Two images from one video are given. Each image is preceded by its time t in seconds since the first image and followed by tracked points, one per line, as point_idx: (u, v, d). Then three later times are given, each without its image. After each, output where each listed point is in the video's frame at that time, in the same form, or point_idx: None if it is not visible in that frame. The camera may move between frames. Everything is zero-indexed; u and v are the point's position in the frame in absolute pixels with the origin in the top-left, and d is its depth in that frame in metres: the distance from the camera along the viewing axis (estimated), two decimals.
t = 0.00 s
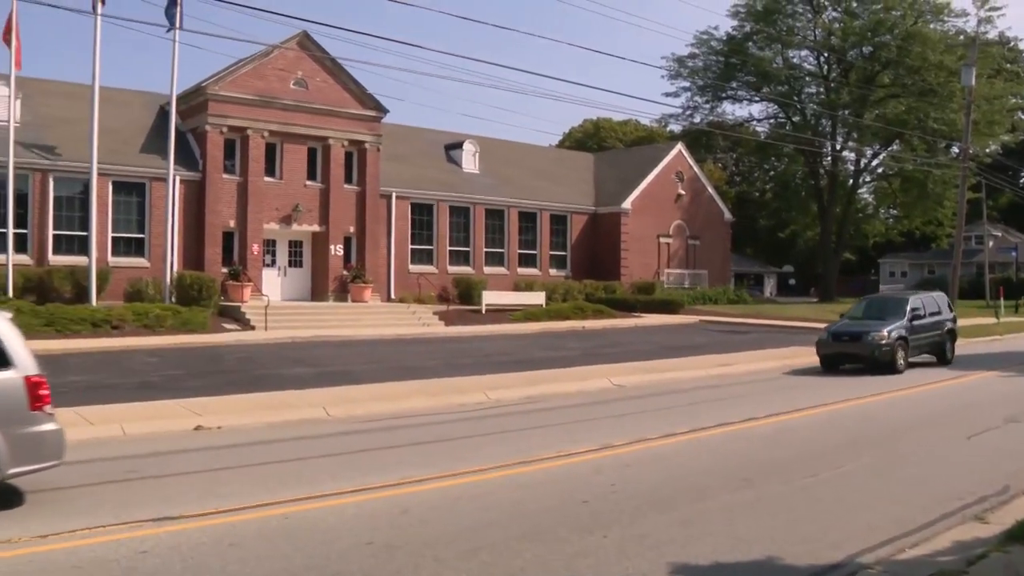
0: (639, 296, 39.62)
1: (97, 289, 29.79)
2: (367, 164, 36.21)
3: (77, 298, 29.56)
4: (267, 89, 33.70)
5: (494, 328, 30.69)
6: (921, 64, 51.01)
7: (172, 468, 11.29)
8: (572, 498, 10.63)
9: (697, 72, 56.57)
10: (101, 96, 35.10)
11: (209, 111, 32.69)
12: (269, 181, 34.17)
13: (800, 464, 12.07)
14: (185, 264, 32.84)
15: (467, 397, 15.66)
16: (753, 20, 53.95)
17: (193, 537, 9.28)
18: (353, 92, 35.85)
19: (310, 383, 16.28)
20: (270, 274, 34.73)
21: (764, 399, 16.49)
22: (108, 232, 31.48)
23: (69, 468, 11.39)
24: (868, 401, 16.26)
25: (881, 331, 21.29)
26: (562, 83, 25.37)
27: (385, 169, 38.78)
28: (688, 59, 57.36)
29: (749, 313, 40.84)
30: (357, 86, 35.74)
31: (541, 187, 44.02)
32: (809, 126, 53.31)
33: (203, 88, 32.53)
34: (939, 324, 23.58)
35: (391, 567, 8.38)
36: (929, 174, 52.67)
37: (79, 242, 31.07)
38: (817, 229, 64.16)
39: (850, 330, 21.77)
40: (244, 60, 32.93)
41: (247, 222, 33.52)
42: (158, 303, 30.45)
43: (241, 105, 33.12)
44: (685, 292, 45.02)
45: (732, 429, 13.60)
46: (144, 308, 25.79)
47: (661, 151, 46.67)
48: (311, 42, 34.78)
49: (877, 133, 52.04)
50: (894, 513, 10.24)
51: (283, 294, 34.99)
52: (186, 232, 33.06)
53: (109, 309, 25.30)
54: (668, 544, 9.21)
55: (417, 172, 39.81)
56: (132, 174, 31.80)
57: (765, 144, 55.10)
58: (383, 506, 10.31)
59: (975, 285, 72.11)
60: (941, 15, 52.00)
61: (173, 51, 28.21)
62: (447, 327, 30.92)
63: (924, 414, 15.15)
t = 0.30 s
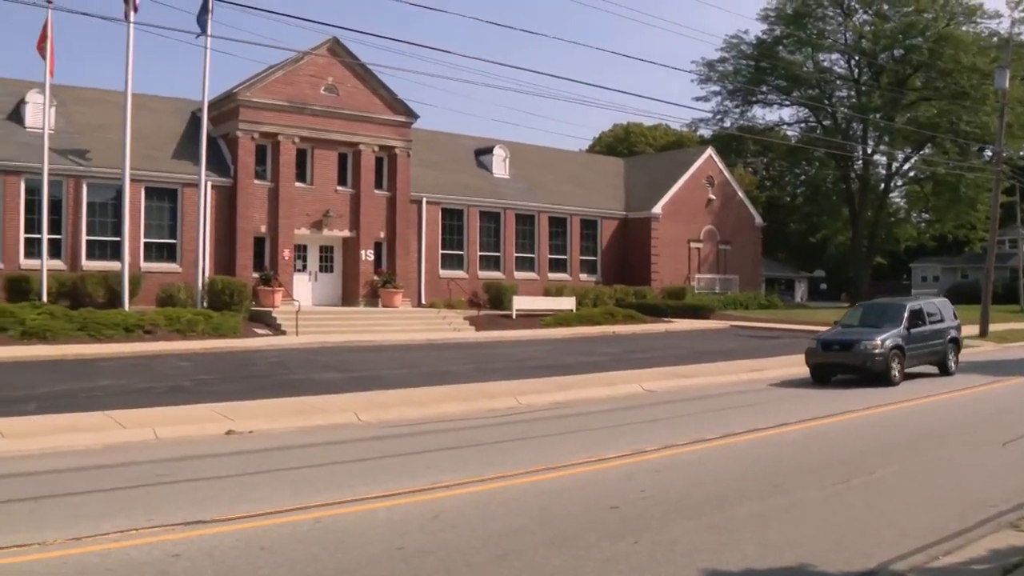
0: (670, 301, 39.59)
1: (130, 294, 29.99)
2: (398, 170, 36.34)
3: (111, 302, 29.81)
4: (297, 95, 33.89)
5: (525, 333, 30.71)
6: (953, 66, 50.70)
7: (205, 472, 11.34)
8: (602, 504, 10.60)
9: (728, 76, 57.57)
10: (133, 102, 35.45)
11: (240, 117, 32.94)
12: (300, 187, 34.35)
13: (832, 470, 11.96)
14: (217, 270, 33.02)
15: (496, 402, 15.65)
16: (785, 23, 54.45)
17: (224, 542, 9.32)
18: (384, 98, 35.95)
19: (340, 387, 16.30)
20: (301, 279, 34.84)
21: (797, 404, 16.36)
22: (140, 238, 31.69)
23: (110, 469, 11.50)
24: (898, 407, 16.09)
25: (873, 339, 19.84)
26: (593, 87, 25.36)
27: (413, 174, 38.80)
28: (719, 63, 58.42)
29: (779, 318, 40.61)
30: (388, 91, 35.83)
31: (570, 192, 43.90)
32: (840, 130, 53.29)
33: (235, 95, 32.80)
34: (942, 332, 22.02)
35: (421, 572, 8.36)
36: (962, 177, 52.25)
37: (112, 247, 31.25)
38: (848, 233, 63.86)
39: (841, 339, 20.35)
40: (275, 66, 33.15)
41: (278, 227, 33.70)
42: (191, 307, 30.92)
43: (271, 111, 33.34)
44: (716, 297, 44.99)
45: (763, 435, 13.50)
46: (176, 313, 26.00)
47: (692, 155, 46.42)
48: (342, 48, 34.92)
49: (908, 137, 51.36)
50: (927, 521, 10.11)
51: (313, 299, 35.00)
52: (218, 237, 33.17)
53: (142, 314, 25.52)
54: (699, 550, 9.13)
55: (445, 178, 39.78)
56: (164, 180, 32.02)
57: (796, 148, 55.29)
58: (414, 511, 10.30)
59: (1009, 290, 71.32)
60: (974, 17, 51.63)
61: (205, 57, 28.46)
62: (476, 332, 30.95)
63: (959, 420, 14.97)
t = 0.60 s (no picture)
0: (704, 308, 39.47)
1: (163, 300, 30.39)
2: (430, 176, 36.38)
3: (145, 309, 30.21)
4: (330, 103, 34.06)
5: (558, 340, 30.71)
6: (988, 70, 50.28)
7: (239, 477, 11.39)
8: (635, 511, 10.55)
9: (760, 81, 57.37)
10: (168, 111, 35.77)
11: (273, 124, 33.13)
12: (333, 194, 34.54)
13: (866, 477, 11.85)
14: (251, 277, 33.26)
15: (529, 409, 15.63)
16: (816, 29, 54.02)
17: (258, 548, 9.35)
18: (417, 105, 36.04)
19: (373, 394, 16.32)
20: (334, 286, 35.17)
21: (830, 412, 16.24)
22: (174, 245, 31.94)
23: (145, 474, 11.59)
24: (934, 414, 15.92)
25: (864, 349, 18.50)
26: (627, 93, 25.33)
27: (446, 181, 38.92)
28: (750, 68, 57.90)
29: (812, 324, 40.37)
30: (420, 98, 35.92)
31: (602, 198, 43.91)
32: (874, 135, 52.82)
33: (268, 102, 33.00)
34: (943, 342, 20.57)
35: None
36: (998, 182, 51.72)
37: (146, 254, 31.56)
38: (881, 239, 63.50)
39: (830, 349, 19.00)
40: (307, 73, 33.35)
41: (310, 234, 33.93)
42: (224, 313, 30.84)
43: (304, 118, 33.47)
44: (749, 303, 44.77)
45: (796, 442, 13.41)
46: (210, 319, 26.17)
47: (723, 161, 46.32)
48: (373, 56, 35.10)
49: (944, 142, 50.98)
50: (964, 529, 9.99)
51: (347, 305, 35.41)
52: (252, 244, 33.44)
53: (176, 320, 25.73)
54: (733, 557, 9.08)
55: (476, 184, 39.87)
56: (197, 188, 32.26)
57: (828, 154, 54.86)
58: (448, 517, 10.29)
59: None
60: (1009, 19, 51.23)
61: (239, 64, 28.70)
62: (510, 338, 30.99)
63: (996, 428, 14.78)
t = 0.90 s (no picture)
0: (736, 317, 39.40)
1: (197, 309, 30.63)
2: (461, 186, 36.49)
3: (179, 317, 30.44)
4: (362, 113, 34.25)
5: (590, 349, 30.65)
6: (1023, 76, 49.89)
7: (270, 485, 11.43)
8: (668, 521, 10.49)
9: (792, 88, 56.87)
10: (201, 121, 36.05)
11: (305, 134, 33.36)
12: (365, 203, 34.65)
13: (901, 488, 11.73)
14: (284, 285, 33.38)
15: (561, 418, 15.61)
16: (848, 35, 53.65)
17: (290, 556, 9.37)
18: (448, 114, 36.19)
19: (404, 403, 16.32)
20: (367, 295, 35.30)
21: (864, 422, 16.09)
22: (207, 254, 32.14)
23: (178, 482, 11.65)
24: (970, 424, 15.73)
25: (851, 362, 17.09)
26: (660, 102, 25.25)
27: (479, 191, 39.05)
28: (782, 75, 57.43)
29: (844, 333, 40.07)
30: (451, 107, 36.08)
31: (636, 207, 43.83)
32: (907, 142, 52.88)
33: (301, 112, 33.19)
34: (941, 355, 19.10)
35: None
36: None
37: (180, 263, 31.75)
38: (915, 246, 62.99)
39: (815, 361, 17.60)
40: (339, 83, 33.55)
41: (343, 243, 34.00)
42: (257, 322, 31.16)
43: (336, 127, 33.71)
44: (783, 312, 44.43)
45: (829, 452, 13.29)
46: (244, 327, 26.30)
47: (756, 168, 46.06)
48: (405, 65, 35.25)
49: (977, 148, 50.68)
50: (1002, 541, 9.84)
51: (379, 314, 35.42)
52: (284, 253, 33.58)
53: (209, 328, 25.95)
54: (767, 568, 9.00)
55: (507, 193, 39.90)
56: (229, 197, 32.47)
57: (862, 161, 54.86)
58: (480, 526, 10.28)
59: None
60: None
61: (271, 75, 28.93)
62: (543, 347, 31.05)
63: None
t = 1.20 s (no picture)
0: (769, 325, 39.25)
1: (231, 318, 30.59)
2: (494, 195, 36.64)
3: (212, 327, 30.58)
4: (394, 122, 34.42)
5: (621, 359, 30.54)
6: None
7: (304, 494, 11.48)
8: (701, 531, 10.44)
9: (824, 96, 56.15)
10: (234, 131, 36.37)
11: (338, 143, 33.50)
12: (398, 212, 34.77)
13: (936, 498, 11.61)
14: (317, 294, 33.52)
15: (595, 427, 15.58)
16: (881, 41, 53.56)
17: (323, 564, 9.39)
18: (479, 123, 36.35)
19: (437, 412, 16.33)
20: (399, 304, 35.27)
21: (899, 432, 15.96)
22: (241, 264, 32.32)
23: (212, 489, 11.73)
24: (1007, 434, 15.56)
25: (834, 376, 16.06)
26: (694, 111, 25.20)
27: (513, 200, 39.14)
28: (815, 82, 56.89)
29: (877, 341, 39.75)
30: (483, 116, 36.23)
31: (668, 216, 43.76)
32: (941, 149, 52.54)
33: (332, 122, 33.38)
34: (938, 367, 17.92)
35: None
36: None
37: (214, 272, 31.96)
38: (948, 253, 62.48)
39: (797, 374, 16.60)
40: (371, 92, 33.74)
41: (376, 252, 34.10)
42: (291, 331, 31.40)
43: (369, 137, 33.89)
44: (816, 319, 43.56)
45: (863, 462, 13.20)
46: (277, 337, 26.52)
47: (789, 176, 45.93)
48: (437, 75, 35.49)
49: (1013, 154, 50.28)
50: None
51: (411, 324, 35.42)
52: (318, 263, 33.75)
53: (243, 337, 26.12)
54: None
55: (538, 202, 39.89)
56: (262, 207, 32.71)
57: (896, 168, 53.64)
58: (514, 535, 10.28)
59: None
60: None
61: (303, 85, 29.21)
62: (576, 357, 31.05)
63: None
